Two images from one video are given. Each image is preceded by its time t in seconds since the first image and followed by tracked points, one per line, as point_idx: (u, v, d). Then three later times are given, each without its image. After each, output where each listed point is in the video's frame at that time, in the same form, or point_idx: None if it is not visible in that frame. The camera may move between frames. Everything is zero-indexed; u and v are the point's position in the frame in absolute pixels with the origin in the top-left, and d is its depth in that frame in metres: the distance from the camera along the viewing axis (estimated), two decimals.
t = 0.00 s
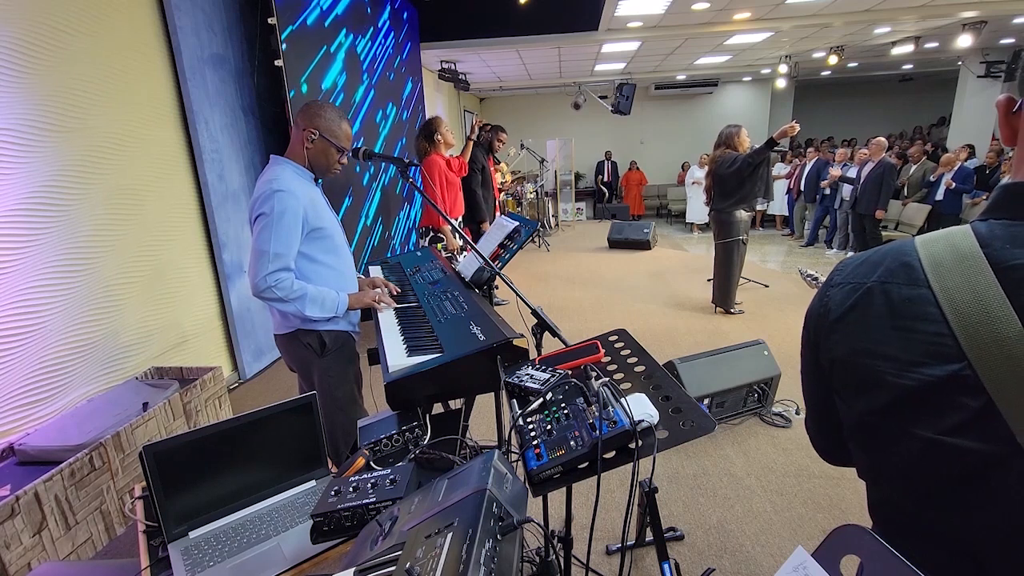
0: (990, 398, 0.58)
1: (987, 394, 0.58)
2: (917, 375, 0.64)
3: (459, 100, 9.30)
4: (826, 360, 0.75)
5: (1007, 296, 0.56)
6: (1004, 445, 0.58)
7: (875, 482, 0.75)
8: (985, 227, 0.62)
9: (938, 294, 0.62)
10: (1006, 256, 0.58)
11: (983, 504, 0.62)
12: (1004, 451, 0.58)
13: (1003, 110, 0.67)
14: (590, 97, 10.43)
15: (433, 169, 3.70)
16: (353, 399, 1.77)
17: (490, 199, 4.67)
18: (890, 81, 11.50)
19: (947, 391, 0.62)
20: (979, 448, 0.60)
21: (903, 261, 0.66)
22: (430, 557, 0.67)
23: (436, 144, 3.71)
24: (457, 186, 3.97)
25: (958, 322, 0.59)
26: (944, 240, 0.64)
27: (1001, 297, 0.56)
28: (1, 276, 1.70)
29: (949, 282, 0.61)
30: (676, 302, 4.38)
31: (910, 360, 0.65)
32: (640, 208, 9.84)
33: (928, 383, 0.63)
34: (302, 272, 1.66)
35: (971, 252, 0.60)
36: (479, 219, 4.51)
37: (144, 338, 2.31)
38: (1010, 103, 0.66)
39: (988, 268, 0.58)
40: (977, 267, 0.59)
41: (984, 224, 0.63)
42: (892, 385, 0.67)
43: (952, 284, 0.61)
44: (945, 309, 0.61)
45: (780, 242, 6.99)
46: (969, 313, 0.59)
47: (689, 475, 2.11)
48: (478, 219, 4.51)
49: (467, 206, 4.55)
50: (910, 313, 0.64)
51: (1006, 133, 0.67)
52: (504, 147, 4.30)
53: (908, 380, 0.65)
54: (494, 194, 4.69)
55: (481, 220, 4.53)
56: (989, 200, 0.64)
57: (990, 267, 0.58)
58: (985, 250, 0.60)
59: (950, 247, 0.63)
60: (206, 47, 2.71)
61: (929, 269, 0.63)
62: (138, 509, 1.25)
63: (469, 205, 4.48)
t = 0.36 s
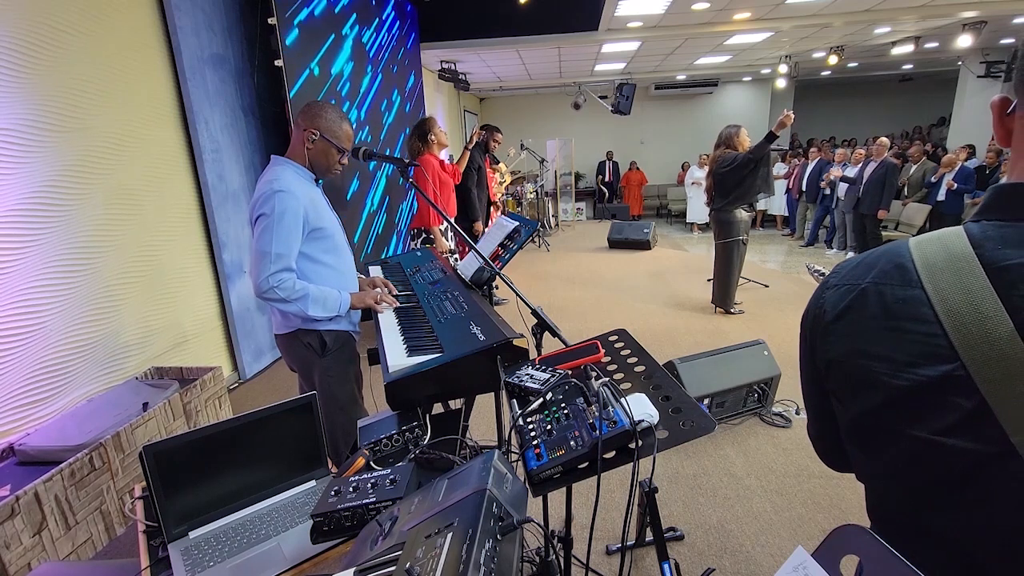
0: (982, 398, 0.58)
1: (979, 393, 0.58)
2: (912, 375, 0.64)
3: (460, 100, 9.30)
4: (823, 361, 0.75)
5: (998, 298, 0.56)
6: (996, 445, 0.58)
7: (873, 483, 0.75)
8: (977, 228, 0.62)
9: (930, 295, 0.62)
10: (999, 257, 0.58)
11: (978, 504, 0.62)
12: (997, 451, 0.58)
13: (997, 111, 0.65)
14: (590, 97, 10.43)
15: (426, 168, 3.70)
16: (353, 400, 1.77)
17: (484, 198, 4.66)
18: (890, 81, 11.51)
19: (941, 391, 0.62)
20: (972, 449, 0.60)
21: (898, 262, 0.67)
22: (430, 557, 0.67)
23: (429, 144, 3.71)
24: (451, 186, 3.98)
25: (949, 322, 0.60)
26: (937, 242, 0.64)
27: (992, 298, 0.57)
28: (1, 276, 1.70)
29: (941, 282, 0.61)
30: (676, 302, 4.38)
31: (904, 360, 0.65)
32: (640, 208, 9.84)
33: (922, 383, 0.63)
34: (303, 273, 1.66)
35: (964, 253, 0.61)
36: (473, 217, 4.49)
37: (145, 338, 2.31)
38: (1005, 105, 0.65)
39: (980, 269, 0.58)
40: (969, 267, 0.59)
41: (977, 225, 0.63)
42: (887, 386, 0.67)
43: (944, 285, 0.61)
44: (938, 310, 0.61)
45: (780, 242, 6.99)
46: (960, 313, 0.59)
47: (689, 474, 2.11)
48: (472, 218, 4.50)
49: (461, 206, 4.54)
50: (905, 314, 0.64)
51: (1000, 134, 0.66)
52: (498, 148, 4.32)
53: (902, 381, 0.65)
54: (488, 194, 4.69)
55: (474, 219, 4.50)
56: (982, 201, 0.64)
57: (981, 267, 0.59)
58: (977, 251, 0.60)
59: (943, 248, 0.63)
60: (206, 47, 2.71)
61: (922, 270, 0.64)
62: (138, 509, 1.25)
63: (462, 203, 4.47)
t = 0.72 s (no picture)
0: (978, 399, 0.58)
1: (974, 395, 0.58)
2: (907, 377, 0.64)
3: (459, 100, 9.30)
4: (822, 364, 0.75)
5: (993, 301, 0.57)
6: (990, 445, 0.59)
7: (876, 484, 0.75)
8: (973, 231, 0.63)
9: (926, 297, 0.62)
10: (993, 260, 0.59)
11: (972, 503, 0.63)
12: (992, 451, 0.59)
13: (996, 110, 0.66)
14: (590, 97, 10.43)
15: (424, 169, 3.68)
16: (353, 400, 1.77)
17: (480, 197, 4.65)
18: (889, 81, 11.51)
19: (938, 393, 0.62)
20: (966, 448, 0.61)
21: (894, 264, 0.66)
22: (430, 557, 0.67)
23: (426, 144, 3.71)
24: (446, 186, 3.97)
25: (945, 323, 0.60)
26: (933, 245, 0.64)
27: (987, 301, 0.57)
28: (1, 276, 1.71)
29: (938, 285, 0.61)
30: (676, 302, 4.38)
31: (901, 363, 0.64)
32: (640, 208, 9.84)
33: (920, 385, 0.63)
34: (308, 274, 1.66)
35: (959, 255, 0.61)
36: (470, 217, 4.46)
37: (144, 339, 2.31)
38: (1003, 104, 0.65)
39: (976, 271, 0.59)
40: (964, 269, 0.60)
41: (974, 227, 0.63)
42: (883, 386, 0.67)
43: (940, 287, 0.61)
44: (933, 312, 0.61)
45: (780, 242, 6.99)
46: (956, 315, 0.59)
47: (689, 474, 2.11)
48: (469, 217, 4.47)
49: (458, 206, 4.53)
50: (902, 315, 0.64)
51: (998, 134, 0.67)
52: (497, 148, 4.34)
53: (900, 383, 0.65)
54: (485, 193, 4.67)
55: (471, 219, 4.47)
56: (978, 204, 0.65)
57: (976, 270, 0.59)
58: (973, 254, 0.60)
59: (938, 251, 0.63)
60: (206, 47, 2.71)
61: (917, 272, 0.64)
62: (137, 509, 1.25)
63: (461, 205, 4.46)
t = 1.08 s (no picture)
0: (975, 406, 0.58)
1: (972, 402, 0.59)
2: (904, 387, 0.64)
3: (459, 100, 9.30)
4: (820, 371, 0.75)
5: (983, 307, 0.57)
6: (987, 450, 0.59)
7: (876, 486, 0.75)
8: (961, 237, 0.63)
9: (917, 305, 0.62)
10: (981, 267, 0.59)
11: (972, 506, 0.63)
12: (990, 458, 0.59)
13: (983, 110, 0.66)
14: (590, 97, 10.43)
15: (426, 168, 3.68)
16: (353, 400, 1.77)
17: (485, 199, 4.66)
18: (889, 81, 11.52)
19: (937, 399, 0.62)
20: (964, 457, 0.61)
21: (885, 273, 0.67)
22: (430, 557, 0.68)
23: (429, 144, 3.72)
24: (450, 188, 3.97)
25: (938, 330, 0.60)
26: (922, 251, 0.65)
27: (978, 308, 0.57)
28: (1, 276, 1.71)
29: (927, 292, 0.61)
30: (676, 302, 4.38)
31: (898, 371, 0.65)
32: (639, 208, 9.85)
33: (919, 392, 0.63)
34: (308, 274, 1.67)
35: (948, 262, 0.61)
36: (474, 220, 4.48)
37: (144, 339, 2.31)
38: (990, 104, 0.65)
39: (964, 278, 0.59)
40: (953, 277, 0.60)
41: (961, 234, 0.64)
42: (882, 394, 0.67)
43: (931, 294, 0.61)
44: (925, 320, 0.61)
45: (780, 242, 6.99)
46: (948, 322, 0.59)
47: (689, 474, 2.11)
48: (472, 220, 4.49)
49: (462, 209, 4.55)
50: (895, 324, 0.64)
51: (985, 135, 0.67)
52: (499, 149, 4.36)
53: (900, 390, 0.65)
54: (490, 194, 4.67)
55: (476, 222, 4.50)
56: (964, 210, 0.65)
57: (965, 277, 0.59)
58: (960, 261, 0.60)
59: (927, 258, 0.63)
60: (206, 47, 2.71)
61: (907, 280, 0.64)
62: (138, 509, 1.25)
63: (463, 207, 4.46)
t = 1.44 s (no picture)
0: (964, 412, 0.59)
1: (960, 408, 0.59)
2: (898, 393, 0.65)
3: (460, 100, 9.30)
4: (817, 376, 0.76)
5: (967, 314, 0.57)
6: (981, 455, 0.59)
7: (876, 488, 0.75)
8: (946, 243, 0.63)
9: (904, 312, 0.62)
10: (966, 273, 0.59)
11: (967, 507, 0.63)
12: (983, 464, 0.59)
13: (967, 114, 0.66)
14: (590, 97, 10.43)
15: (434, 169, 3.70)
16: (354, 400, 1.77)
17: (490, 201, 4.66)
18: (888, 81, 11.53)
19: (933, 403, 0.62)
20: (956, 462, 0.61)
21: (874, 280, 0.67)
22: (429, 557, 0.68)
23: (436, 144, 3.74)
24: (456, 188, 3.97)
25: (924, 337, 0.60)
26: (910, 258, 0.65)
27: (961, 314, 0.57)
28: (2, 276, 1.71)
29: (913, 298, 0.62)
30: (676, 302, 4.38)
31: (891, 376, 0.65)
32: (640, 208, 9.85)
33: (912, 398, 0.63)
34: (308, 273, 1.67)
35: (933, 268, 0.61)
36: (479, 223, 4.54)
37: (144, 339, 2.31)
38: (974, 108, 0.66)
39: (948, 285, 0.59)
40: (937, 283, 0.60)
41: (946, 239, 0.64)
42: (876, 400, 0.67)
43: (916, 301, 0.61)
44: (912, 327, 0.61)
45: (780, 241, 6.99)
46: (933, 329, 0.59)
47: (689, 474, 2.11)
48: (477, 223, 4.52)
49: (466, 211, 4.56)
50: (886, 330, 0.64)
51: (971, 137, 0.67)
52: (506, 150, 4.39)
53: (894, 395, 0.65)
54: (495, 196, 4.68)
55: (481, 225, 4.55)
56: (948, 215, 0.65)
57: (949, 283, 0.59)
58: (945, 267, 0.61)
59: (913, 264, 0.64)
60: (206, 47, 2.71)
61: (895, 287, 0.64)
62: (138, 509, 1.25)
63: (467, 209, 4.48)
